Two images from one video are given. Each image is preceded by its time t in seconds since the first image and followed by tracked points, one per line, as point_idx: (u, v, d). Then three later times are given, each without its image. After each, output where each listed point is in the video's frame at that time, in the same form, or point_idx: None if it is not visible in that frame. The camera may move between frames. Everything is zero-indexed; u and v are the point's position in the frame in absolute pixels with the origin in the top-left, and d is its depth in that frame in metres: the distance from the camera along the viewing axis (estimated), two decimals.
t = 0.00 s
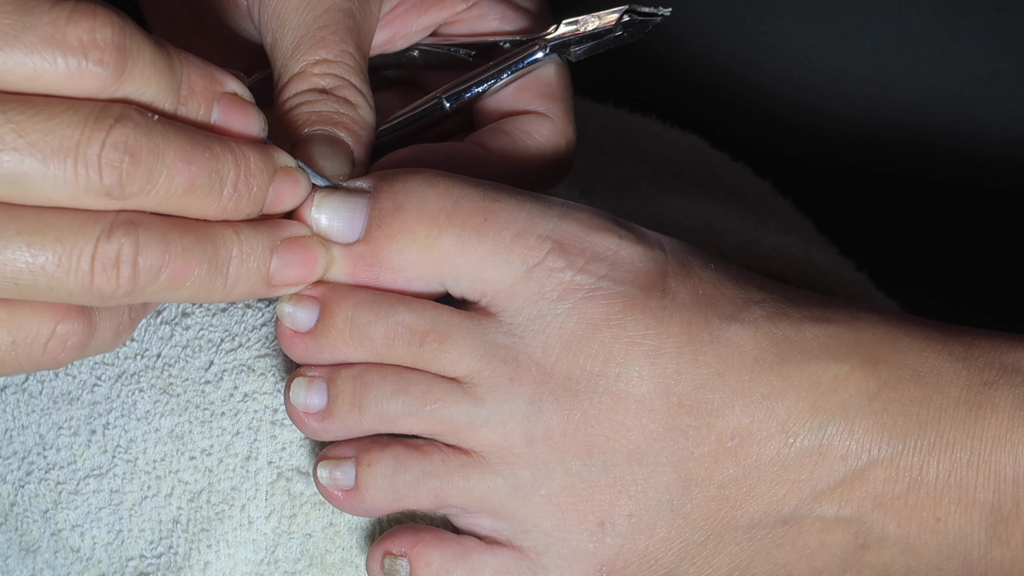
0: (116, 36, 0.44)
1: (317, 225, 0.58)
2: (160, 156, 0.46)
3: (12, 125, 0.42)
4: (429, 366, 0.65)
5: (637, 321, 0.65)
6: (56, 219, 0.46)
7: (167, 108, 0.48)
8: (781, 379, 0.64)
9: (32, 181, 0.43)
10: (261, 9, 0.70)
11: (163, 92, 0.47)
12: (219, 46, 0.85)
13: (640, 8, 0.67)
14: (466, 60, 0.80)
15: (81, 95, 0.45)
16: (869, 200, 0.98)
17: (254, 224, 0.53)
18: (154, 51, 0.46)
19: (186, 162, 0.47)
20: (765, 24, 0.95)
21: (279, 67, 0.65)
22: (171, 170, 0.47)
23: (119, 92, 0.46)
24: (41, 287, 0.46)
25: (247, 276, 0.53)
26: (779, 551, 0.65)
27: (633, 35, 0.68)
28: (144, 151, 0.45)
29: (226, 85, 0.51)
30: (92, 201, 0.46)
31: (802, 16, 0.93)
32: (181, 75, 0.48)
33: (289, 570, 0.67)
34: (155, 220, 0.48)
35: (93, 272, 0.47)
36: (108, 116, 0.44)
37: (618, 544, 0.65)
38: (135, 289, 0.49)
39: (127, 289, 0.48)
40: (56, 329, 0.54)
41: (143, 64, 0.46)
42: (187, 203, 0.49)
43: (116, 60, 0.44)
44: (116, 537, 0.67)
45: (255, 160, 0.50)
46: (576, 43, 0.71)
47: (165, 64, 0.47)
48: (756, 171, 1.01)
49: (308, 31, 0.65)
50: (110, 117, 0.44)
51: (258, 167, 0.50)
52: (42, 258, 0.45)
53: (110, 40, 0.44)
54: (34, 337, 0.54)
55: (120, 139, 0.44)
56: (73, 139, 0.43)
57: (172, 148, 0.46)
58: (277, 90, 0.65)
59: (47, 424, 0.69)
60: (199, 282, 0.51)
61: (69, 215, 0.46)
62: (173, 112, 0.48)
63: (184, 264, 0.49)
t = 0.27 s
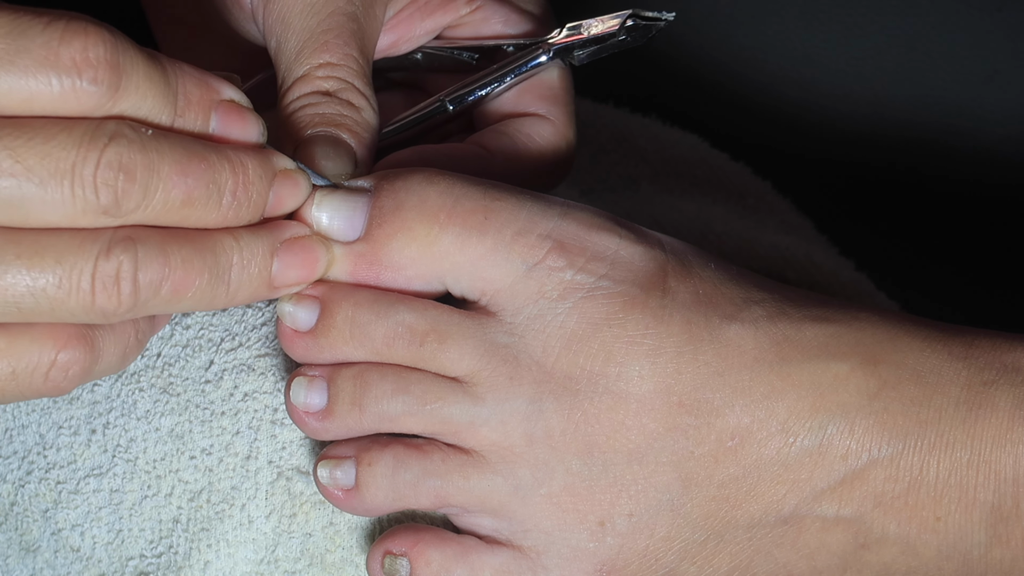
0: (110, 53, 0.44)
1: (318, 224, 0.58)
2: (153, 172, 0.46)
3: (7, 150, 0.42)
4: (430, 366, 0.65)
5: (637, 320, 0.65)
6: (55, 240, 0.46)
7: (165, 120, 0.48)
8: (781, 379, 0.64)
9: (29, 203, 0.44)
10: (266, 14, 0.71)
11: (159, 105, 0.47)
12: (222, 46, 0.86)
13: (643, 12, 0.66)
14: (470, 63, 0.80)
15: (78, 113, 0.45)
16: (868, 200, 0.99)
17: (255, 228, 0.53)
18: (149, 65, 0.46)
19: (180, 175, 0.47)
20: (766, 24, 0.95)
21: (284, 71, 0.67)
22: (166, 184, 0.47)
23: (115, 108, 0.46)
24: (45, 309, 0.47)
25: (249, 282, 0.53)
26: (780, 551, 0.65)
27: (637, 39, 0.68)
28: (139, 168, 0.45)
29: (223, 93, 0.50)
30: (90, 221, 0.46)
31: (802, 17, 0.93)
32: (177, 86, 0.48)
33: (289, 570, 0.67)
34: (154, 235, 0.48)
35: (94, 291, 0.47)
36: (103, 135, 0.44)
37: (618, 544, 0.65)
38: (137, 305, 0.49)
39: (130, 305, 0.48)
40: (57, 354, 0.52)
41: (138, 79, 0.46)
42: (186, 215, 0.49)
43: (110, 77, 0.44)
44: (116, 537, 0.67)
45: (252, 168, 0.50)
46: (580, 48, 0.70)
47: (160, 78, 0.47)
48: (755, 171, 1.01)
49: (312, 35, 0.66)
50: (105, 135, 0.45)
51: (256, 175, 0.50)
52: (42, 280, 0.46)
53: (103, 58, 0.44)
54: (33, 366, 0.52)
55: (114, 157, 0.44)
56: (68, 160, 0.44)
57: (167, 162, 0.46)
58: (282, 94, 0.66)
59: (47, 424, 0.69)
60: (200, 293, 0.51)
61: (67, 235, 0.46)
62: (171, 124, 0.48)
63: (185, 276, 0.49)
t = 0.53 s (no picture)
0: (103, 86, 0.43)
1: (318, 224, 0.58)
2: (150, 201, 0.46)
3: (5, 193, 0.42)
4: (430, 366, 0.65)
5: (637, 320, 0.65)
6: (56, 275, 0.46)
7: (163, 143, 0.48)
8: (781, 378, 0.64)
9: (30, 242, 0.44)
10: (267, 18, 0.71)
11: (157, 130, 0.47)
12: (224, 47, 0.86)
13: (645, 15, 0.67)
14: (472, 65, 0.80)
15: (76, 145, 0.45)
16: (868, 199, 0.98)
17: (254, 239, 0.53)
18: (144, 92, 0.45)
19: (177, 201, 0.47)
20: (766, 24, 0.95)
21: (285, 73, 0.67)
22: (164, 210, 0.46)
23: (113, 138, 0.45)
24: (50, 346, 0.47)
25: (254, 294, 0.53)
26: (779, 550, 0.65)
27: (639, 41, 0.68)
28: (136, 199, 0.45)
29: (218, 106, 0.50)
30: (90, 254, 0.46)
31: (801, 17, 0.93)
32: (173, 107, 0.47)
33: (289, 569, 0.67)
34: (154, 261, 0.48)
35: (97, 325, 0.47)
36: (100, 169, 0.44)
37: (618, 543, 0.65)
38: (142, 333, 0.49)
39: (134, 335, 0.48)
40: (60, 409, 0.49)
41: (133, 108, 0.45)
42: (187, 238, 0.49)
43: (106, 110, 0.44)
44: (116, 536, 0.67)
45: (252, 183, 0.50)
46: (582, 50, 0.70)
47: (156, 103, 0.46)
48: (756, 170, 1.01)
49: (314, 37, 0.66)
50: (102, 167, 0.44)
51: (255, 190, 0.50)
52: (45, 317, 0.46)
53: (98, 91, 0.43)
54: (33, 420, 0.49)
55: (111, 190, 0.44)
56: (67, 198, 0.44)
57: (165, 188, 0.46)
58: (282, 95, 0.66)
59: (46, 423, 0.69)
60: (205, 313, 0.51)
61: (68, 269, 0.46)
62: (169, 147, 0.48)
63: (188, 298, 0.49)
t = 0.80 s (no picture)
0: (98, 100, 0.43)
1: (319, 224, 0.58)
2: (148, 215, 0.45)
3: (3, 212, 0.42)
4: (430, 365, 0.65)
5: (638, 320, 0.65)
6: (56, 289, 0.46)
7: (163, 155, 0.47)
8: (781, 378, 0.64)
9: (29, 259, 0.44)
10: (268, 19, 0.72)
11: (155, 142, 0.47)
12: (224, 48, 0.86)
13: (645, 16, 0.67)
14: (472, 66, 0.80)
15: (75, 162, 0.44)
16: (868, 199, 0.98)
17: (255, 245, 0.53)
18: (140, 104, 0.45)
19: (175, 213, 0.46)
20: (766, 24, 0.95)
21: (286, 75, 0.67)
22: (162, 222, 0.46)
23: (111, 152, 0.45)
24: (52, 360, 0.47)
25: (256, 299, 0.53)
26: (779, 550, 0.65)
27: (639, 42, 0.68)
28: (134, 213, 0.45)
29: (217, 113, 0.49)
30: (88, 268, 0.46)
31: (802, 17, 0.93)
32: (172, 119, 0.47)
33: (289, 569, 0.67)
34: (155, 272, 0.48)
35: (98, 338, 0.47)
36: (97, 185, 0.44)
37: (618, 543, 0.65)
38: (143, 345, 0.49)
39: (135, 346, 0.48)
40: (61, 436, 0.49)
41: (130, 121, 0.45)
42: (188, 248, 0.48)
43: (103, 125, 0.44)
44: (116, 536, 0.67)
45: (252, 194, 0.50)
46: (582, 51, 0.70)
47: (153, 116, 0.46)
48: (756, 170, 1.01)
49: (315, 38, 0.66)
50: (99, 183, 0.44)
51: (255, 197, 0.50)
52: (45, 331, 0.46)
53: (92, 105, 0.43)
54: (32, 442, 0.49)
55: (109, 206, 0.44)
56: (65, 214, 0.44)
57: (163, 202, 0.46)
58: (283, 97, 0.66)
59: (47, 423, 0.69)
60: (206, 321, 0.51)
61: (68, 283, 0.46)
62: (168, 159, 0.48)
63: (189, 307, 0.49)
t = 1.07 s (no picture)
0: (100, 94, 0.43)
1: (319, 221, 0.59)
2: (151, 209, 0.45)
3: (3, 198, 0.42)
4: (430, 364, 0.65)
5: (638, 318, 0.65)
6: (58, 275, 0.45)
7: (164, 150, 0.47)
8: (781, 377, 0.64)
9: (29, 247, 0.43)
10: (266, 17, 0.71)
11: (157, 136, 0.46)
12: (224, 48, 0.86)
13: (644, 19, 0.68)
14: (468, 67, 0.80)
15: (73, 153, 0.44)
16: (868, 199, 0.99)
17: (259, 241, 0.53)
18: (143, 99, 0.45)
19: (177, 209, 0.46)
20: (766, 24, 0.95)
21: (286, 72, 0.67)
22: (165, 217, 0.46)
23: (111, 146, 0.45)
24: (49, 345, 0.46)
25: (260, 296, 0.53)
26: (779, 549, 0.65)
27: (637, 45, 0.69)
28: (137, 208, 0.45)
29: (223, 110, 0.50)
30: (90, 257, 0.45)
31: (802, 17, 0.93)
32: (174, 112, 0.47)
33: (289, 569, 0.67)
34: (161, 265, 0.48)
35: (100, 327, 0.46)
36: (100, 177, 0.44)
37: (618, 542, 0.65)
38: (144, 337, 0.48)
39: (137, 338, 0.47)
40: (79, 389, 0.49)
41: (132, 114, 0.45)
42: (190, 244, 0.48)
43: (104, 117, 0.43)
44: (116, 536, 0.67)
45: (256, 192, 0.50)
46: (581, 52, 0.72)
47: (155, 111, 0.46)
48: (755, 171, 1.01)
49: (314, 34, 0.66)
50: (102, 176, 0.44)
51: (258, 194, 0.50)
52: (44, 316, 0.45)
53: (93, 97, 0.43)
54: (50, 394, 0.49)
55: (113, 200, 0.44)
56: (67, 205, 0.43)
57: (166, 198, 0.46)
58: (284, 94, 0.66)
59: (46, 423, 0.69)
60: (210, 317, 0.50)
61: (69, 271, 0.45)
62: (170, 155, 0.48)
63: (194, 301, 0.49)
